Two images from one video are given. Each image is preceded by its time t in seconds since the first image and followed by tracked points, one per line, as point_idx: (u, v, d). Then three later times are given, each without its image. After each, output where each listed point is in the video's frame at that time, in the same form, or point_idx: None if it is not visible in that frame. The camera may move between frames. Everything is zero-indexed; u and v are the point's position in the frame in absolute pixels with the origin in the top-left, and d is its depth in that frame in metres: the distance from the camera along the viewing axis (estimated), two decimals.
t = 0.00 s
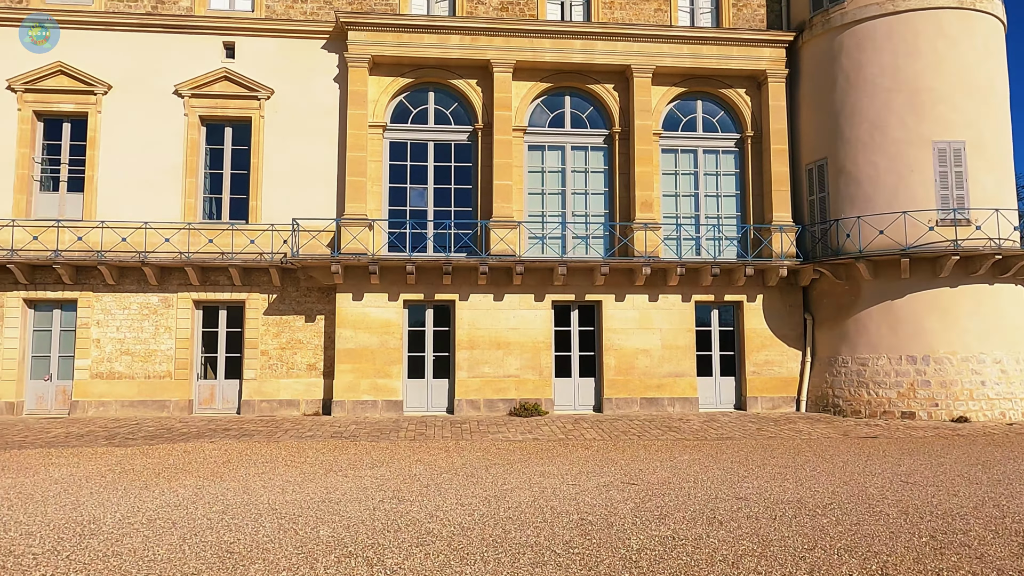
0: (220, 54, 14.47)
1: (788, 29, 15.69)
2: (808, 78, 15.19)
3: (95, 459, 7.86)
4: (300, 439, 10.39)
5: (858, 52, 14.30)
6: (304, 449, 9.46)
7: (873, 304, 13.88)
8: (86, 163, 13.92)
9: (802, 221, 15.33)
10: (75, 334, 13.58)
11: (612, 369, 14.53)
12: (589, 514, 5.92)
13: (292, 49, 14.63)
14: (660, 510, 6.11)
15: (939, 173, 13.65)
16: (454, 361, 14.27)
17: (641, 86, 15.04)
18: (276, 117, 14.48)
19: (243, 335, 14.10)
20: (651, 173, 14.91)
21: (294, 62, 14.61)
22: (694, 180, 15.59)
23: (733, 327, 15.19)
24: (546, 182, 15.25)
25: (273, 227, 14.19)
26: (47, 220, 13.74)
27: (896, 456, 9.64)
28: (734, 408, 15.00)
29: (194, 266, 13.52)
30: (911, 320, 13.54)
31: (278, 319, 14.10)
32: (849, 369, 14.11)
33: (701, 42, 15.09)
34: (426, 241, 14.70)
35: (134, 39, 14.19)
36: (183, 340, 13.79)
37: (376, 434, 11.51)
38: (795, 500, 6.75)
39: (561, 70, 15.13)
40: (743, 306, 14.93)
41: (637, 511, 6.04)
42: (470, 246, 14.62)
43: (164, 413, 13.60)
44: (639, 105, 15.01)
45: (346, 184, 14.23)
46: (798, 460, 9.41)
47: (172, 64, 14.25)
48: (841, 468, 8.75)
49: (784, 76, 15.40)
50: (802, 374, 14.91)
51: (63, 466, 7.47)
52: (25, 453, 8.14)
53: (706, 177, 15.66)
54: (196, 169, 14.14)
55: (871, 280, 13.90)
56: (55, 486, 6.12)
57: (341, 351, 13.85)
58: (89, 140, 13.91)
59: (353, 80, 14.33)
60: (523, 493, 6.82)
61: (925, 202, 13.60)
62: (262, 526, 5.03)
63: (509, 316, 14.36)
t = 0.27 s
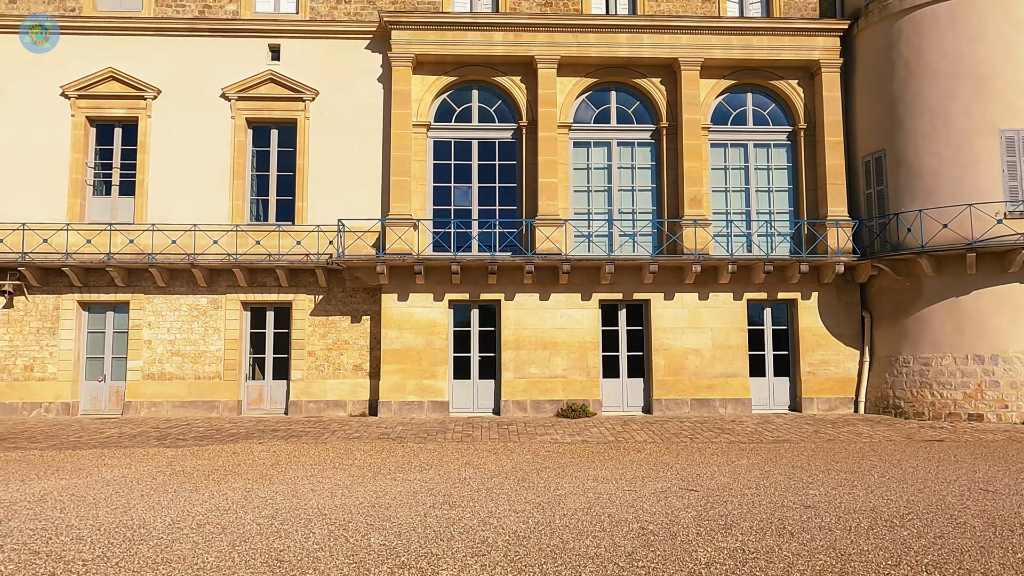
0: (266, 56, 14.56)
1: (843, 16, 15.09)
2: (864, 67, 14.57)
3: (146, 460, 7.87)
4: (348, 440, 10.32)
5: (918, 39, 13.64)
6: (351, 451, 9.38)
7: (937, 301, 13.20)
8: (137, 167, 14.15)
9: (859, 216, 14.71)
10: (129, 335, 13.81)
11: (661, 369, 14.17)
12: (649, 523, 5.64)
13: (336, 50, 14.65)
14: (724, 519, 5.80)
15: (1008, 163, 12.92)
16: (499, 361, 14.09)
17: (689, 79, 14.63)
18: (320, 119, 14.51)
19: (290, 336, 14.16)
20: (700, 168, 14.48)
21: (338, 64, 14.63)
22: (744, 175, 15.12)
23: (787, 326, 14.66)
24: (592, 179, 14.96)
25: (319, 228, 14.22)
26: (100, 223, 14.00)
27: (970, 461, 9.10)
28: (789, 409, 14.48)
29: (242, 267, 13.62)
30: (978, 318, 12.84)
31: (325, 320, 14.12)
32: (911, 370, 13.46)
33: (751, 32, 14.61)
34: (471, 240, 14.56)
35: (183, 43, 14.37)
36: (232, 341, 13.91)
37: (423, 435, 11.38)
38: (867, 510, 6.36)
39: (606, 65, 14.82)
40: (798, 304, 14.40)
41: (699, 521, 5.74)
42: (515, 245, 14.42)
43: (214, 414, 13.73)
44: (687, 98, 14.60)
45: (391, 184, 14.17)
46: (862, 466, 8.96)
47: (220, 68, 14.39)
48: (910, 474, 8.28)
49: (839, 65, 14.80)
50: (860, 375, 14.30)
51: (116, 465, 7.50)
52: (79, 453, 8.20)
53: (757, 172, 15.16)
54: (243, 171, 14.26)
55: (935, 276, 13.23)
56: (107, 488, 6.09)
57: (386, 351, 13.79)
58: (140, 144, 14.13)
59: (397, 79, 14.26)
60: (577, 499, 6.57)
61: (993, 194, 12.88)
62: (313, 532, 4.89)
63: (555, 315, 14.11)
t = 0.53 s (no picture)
0: (318, 58, 14.62)
1: None
2: (933, 51, 13.78)
3: (204, 460, 7.86)
4: (402, 441, 10.20)
5: (993, 19, 12.81)
6: (406, 451, 9.25)
7: (1017, 296, 12.36)
8: (194, 170, 14.37)
9: (930, 207, 13.93)
10: (187, 336, 14.02)
11: (720, 369, 13.68)
12: (723, 531, 5.29)
13: (386, 49, 14.62)
14: (803, 529, 5.41)
15: None
16: (553, 361, 13.82)
17: (747, 69, 14.09)
18: (372, 118, 14.49)
19: (343, 335, 14.17)
20: (758, 161, 13.95)
21: (389, 63, 14.59)
22: (806, 167, 14.50)
23: (854, 324, 13.99)
24: (646, 174, 14.57)
25: (371, 228, 14.20)
26: (159, 226, 14.25)
27: None
28: (857, 410, 13.81)
29: (296, 267, 13.68)
30: None
31: (377, 320, 14.08)
32: (988, 369, 12.66)
33: (813, 17, 13.99)
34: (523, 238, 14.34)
35: (238, 47, 14.54)
36: (287, 341, 13.99)
37: (478, 436, 11.19)
38: (959, 519, 5.88)
39: (660, 57, 14.41)
40: (865, 300, 13.73)
41: (777, 530, 5.37)
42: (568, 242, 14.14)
43: (270, 413, 13.83)
44: (745, 88, 14.07)
45: (442, 182, 14.06)
46: (945, 471, 8.39)
47: (273, 70, 14.51)
48: (1000, 481, 7.70)
49: (907, 49, 14.05)
50: (933, 374, 13.54)
51: (175, 464, 7.49)
52: (140, 452, 8.26)
53: (820, 164, 14.53)
54: (296, 172, 14.34)
55: (1015, 270, 12.40)
56: (165, 489, 6.05)
57: (439, 351, 13.67)
58: (197, 147, 14.34)
59: (447, 77, 14.13)
60: (642, 504, 6.26)
61: None
62: (371, 537, 4.71)
63: (609, 314, 13.77)
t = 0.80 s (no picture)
0: (367, 57, 14.61)
1: None
2: (1007, 32, 12.94)
3: (259, 460, 7.84)
4: (455, 441, 10.04)
5: None
6: (459, 452, 9.08)
7: None
8: (246, 172, 14.52)
9: (1003, 198, 13.11)
10: (241, 336, 14.18)
11: (780, 368, 13.16)
12: (800, 542, 4.95)
13: (434, 47, 14.52)
14: (887, 541, 5.03)
15: None
16: (606, 360, 13.50)
17: (805, 57, 13.51)
18: (420, 117, 14.41)
19: (394, 335, 14.13)
20: (818, 152, 13.35)
21: (437, 60, 14.48)
22: (869, 158, 13.85)
23: (922, 320, 13.29)
24: (700, 168, 14.12)
25: (421, 227, 14.11)
26: (213, 228, 14.44)
27: None
28: (927, 411, 13.12)
29: (347, 267, 13.69)
30: None
31: (427, 319, 13.99)
32: None
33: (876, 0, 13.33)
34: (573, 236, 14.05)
35: (288, 49, 14.64)
36: (338, 341, 14.02)
37: (531, 437, 10.96)
38: None
39: (714, 47, 13.94)
40: (934, 296, 13.02)
41: (859, 542, 4.99)
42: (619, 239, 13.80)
43: (323, 413, 13.87)
44: (804, 77, 13.49)
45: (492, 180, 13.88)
46: None
47: (323, 71, 14.56)
48: None
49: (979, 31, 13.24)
50: (1009, 373, 12.76)
51: (230, 465, 7.47)
52: (197, 452, 8.29)
53: (883, 154, 13.86)
54: (346, 172, 14.35)
55: None
56: (221, 489, 5.99)
57: (490, 350, 13.50)
58: (249, 149, 14.48)
59: (496, 73, 13.94)
60: (708, 510, 5.94)
61: None
62: (429, 544, 4.53)
63: (663, 312, 13.38)
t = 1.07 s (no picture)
0: (413, 54, 14.54)
1: None
2: None
3: (311, 459, 7.78)
4: (506, 441, 9.85)
5: None
6: (512, 452, 8.89)
7: None
8: (295, 171, 14.62)
9: None
10: (292, 334, 14.28)
11: (842, 366, 12.59)
12: (882, 553, 4.58)
13: (481, 42, 14.36)
14: (979, 554, 4.63)
15: None
16: (658, 358, 13.15)
17: (865, 42, 12.89)
18: (467, 113, 14.27)
19: (442, 333, 14.04)
20: (880, 141, 12.73)
21: (483, 56, 14.32)
22: (935, 145, 13.16)
23: (994, 315, 12.55)
24: (754, 160, 13.63)
25: (469, 224, 13.98)
26: (264, 227, 14.59)
27: None
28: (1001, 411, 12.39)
29: (395, 265, 13.65)
30: None
31: (476, 317, 13.85)
32: None
33: None
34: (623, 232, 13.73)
35: (335, 48, 14.68)
36: (387, 339, 13.99)
37: (583, 437, 10.71)
38: None
39: (768, 34, 13.42)
40: (1007, 290, 12.28)
41: (947, 554, 4.60)
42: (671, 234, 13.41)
43: (373, 411, 13.87)
44: (865, 62, 12.87)
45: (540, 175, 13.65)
46: None
47: (370, 69, 14.55)
48: None
49: None
50: None
51: (282, 463, 7.43)
52: (250, 450, 8.29)
53: (950, 142, 13.14)
54: (393, 170, 14.32)
55: None
56: (273, 489, 5.92)
57: (539, 348, 13.28)
58: (298, 149, 14.57)
59: (543, 67, 13.69)
60: (777, 517, 5.60)
61: None
62: (485, 550, 4.33)
63: (717, 308, 12.95)
